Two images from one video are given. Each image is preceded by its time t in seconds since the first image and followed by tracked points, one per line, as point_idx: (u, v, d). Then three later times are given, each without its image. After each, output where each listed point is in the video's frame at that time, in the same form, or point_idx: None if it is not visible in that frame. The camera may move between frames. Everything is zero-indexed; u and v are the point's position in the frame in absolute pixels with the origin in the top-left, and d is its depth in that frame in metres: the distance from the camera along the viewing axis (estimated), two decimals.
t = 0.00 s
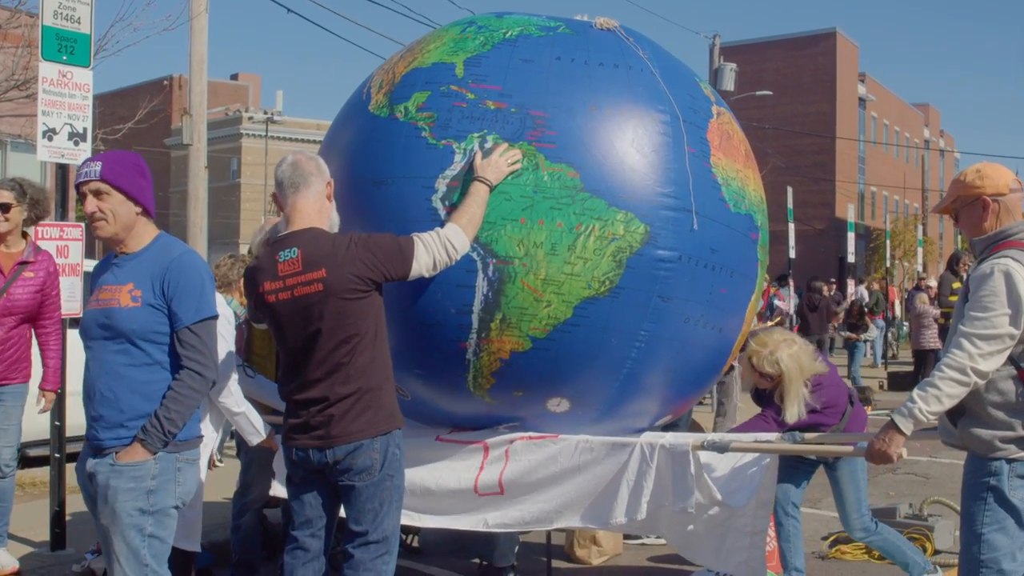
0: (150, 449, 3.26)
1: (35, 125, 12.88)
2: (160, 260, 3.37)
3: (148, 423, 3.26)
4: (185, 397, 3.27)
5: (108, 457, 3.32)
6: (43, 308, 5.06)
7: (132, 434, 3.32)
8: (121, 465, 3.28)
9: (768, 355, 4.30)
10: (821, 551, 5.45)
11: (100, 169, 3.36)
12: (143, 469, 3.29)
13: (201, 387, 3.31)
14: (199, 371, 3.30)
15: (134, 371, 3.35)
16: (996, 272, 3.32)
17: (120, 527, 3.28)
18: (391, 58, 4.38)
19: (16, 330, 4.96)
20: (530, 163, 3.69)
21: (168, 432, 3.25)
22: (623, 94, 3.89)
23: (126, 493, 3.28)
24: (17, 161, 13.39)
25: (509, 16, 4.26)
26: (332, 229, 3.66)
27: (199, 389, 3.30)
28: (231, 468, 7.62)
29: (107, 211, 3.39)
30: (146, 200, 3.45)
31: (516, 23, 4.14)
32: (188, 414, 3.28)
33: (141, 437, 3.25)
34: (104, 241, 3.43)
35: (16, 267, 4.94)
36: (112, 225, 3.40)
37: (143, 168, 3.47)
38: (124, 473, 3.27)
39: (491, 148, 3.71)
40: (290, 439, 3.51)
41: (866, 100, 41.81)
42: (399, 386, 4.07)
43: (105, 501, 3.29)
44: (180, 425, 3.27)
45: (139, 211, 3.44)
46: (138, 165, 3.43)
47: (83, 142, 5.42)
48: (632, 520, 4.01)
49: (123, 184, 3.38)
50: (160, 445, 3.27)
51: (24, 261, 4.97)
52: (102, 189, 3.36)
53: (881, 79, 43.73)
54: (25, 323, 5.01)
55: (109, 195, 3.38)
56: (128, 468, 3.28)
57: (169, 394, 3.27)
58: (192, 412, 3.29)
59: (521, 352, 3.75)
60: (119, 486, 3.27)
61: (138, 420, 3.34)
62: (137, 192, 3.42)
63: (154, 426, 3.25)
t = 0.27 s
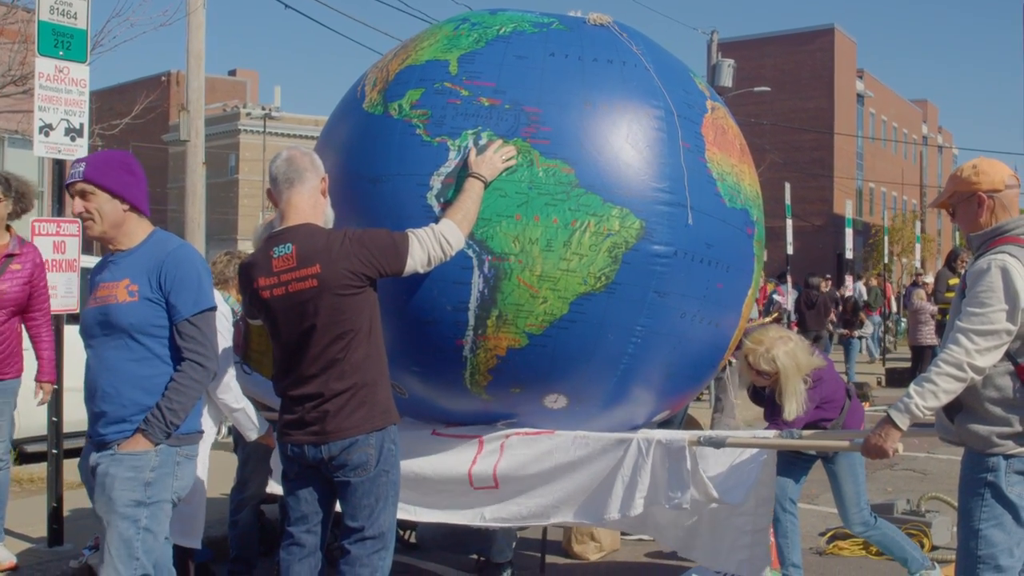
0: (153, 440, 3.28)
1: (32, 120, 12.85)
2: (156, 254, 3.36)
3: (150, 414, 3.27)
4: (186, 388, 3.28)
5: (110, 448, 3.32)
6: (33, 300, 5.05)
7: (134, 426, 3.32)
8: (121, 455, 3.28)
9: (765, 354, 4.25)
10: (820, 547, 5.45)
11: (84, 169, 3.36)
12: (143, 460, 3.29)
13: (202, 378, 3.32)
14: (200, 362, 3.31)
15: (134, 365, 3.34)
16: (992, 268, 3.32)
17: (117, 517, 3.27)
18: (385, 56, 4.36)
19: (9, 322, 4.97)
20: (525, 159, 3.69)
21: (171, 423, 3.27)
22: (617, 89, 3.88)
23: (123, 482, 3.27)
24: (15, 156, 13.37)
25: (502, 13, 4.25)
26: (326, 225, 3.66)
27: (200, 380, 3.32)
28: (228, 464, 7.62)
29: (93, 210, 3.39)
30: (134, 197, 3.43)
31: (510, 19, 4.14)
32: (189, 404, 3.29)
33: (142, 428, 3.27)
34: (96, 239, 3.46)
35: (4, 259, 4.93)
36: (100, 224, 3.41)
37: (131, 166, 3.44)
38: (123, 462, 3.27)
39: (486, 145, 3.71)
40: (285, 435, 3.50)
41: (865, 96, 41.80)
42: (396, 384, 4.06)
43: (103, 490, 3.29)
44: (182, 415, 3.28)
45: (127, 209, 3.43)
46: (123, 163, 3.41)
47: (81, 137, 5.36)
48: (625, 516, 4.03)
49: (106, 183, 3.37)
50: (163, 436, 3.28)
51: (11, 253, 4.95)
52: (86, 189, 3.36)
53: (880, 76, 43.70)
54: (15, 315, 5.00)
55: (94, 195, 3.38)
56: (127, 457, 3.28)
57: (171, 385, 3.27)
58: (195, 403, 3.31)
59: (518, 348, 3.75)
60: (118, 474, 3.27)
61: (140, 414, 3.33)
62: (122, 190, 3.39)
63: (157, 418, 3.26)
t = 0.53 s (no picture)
0: (143, 439, 3.22)
1: (35, 116, 12.84)
2: (157, 249, 3.32)
3: (141, 413, 3.21)
4: (179, 388, 3.22)
5: (104, 447, 3.29)
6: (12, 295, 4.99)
7: (126, 425, 3.27)
8: (114, 455, 3.23)
9: (771, 349, 4.26)
10: (823, 543, 5.43)
11: (87, 162, 3.33)
12: (135, 459, 3.23)
13: (196, 377, 3.25)
14: (193, 362, 3.24)
15: (129, 361, 3.30)
16: (996, 263, 3.31)
17: (114, 517, 3.24)
18: (388, 53, 4.36)
19: None
20: (529, 156, 3.69)
21: (161, 422, 3.21)
22: (622, 86, 3.88)
23: (118, 482, 3.23)
24: (18, 153, 13.40)
25: (506, 9, 4.24)
26: (329, 221, 3.65)
27: (193, 380, 3.25)
28: (231, 460, 7.61)
29: (95, 203, 3.36)
30: (134, 191, 3.37)
31: (514, 15, 4.13)
32: (181, 404, 3.23)
33: (133, 428, 3.21)
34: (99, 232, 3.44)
35: None
36: (101, 217, 3.38)
37: (134, 159, 3.39)
38: (115, 463, 3.23)
39: (490, 142, 3.71)
40: (288, 430, 3.51)
41: (868, 93, 41.76)
42: (400, 381, 4.05)
43: (99, 490, 3.25)
44: (173, 415, 3.22)
45: (128, 203, 3.38)
46: (125, 158, 3.36)
47: (83, 133, 5.28)
48: (630, 512, 4.03)
49: (107, 177, 3.32)
50: (153, 436, 3.22)
51: None
52: (89, 181, 3.33)
53: (884, 73, 43.62)
54: None
55: (96, 188, 3.34)
56: (119, 458, 3.23)
57: (162, 384, 3.21)
58: (185, 404, 3.23)
59: (523, 345, 3.75)
60: (111, 475, 3.23)
61: (133, 410, 3.29)
62: (123, 185, 3.34)
63: (147, 417, 3.20)
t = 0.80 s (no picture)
0: (144, 439, 3.17)
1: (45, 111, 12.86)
2: (164, 244, 3.27)
3: (142, 413, 3.15)
4: (180, 388, 3.15)
5: (109, 447, 3.25)
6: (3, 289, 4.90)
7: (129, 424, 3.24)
8: (119, 457, 3.19)
9: (774, 351, 4.25)
10: (832, 541, 5.42)
11: (100, 154, 3.33)
12: (140, 459, 3.19)
13: (196, 377, 3.18)
14: (193, 361, 3.17)
15: (133, 357, 3.26)
16: (1006, 261, 3.30)
17: (126, 517, 3.21)
18: (399, 49, 4.36)
19: None
20: (539, 153, 3.68)
21: (162, 423, 3.15)
22: (633, 84, 3.87)
23: (126, 484, 3.19)
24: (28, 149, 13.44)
25: (517, 5, 4.24)
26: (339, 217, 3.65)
27: (194, 380, 3.18)
28: (240, 456, 7.62)
29: (106, 195, 3.36)
30: (146, 185, 3.35)
31: (525, 12, 4.13)
32: (182, 404, 3.16)
33: (135, 428, 3.16)
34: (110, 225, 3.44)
35: None
36: (112, 210, 3.38)
37: (147, 152, 3.37)
38: (121, 465, 3.18)
39: (500, 139, 3.70)
40: (298, 427, 3.51)
41: (876, 91, 41.67)
42: (409, 377, 4.05)
43: (110, 492, 3.22)
44: (173, 416, 3.15)
45: (139, 197, 3.37)
46: (138, 151, 3.35)
47: (94, 129, 5.23)
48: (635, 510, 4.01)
49: (119, 171, 3.31)
50: (154, 436, 3.16)
51: None
52: (100, 174, 3.33)
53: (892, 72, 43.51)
54: None
55: (108, 181, 3.34)
56: (125, 459, 3.18)
57: (162, 383, 3.15)
58: (186, 404, 3.17)
59: (532, 343, 3.75)
60: (118, 477, 3.19)
61: (135, 408, 3.25)
62: (134, 178, 3.33)
63: (147, 417, 3.14)
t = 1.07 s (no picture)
0: (152, 441, 3.14)
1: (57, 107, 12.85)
2: (174, 241, 3.25)
3: (148, 414, 3.12)
4: (185, 389, 3.12)
5: (118, 447, 3.23)
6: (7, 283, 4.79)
7: (136, 423, 3.21)
8: (128, 460, 3.17)
9: (783, 354, 4.20)
10: (844, 539, 5.40)
11: (116, 149, 3.35)
12: (149, 461, 3.17)
13: (202, 378, 3.15)
14: (199, 362, 3.14)
15: (141, 355, 3.24)
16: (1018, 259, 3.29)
17: (138, 518, 3.19)
18: (410, 46, 4.35)
19: None
20: (550, 150, 3.67)
21: (167, 424, 3.11)
22: (644, 81, 3.86)
23: (136, 486, 3.18)
24: (41, 146, 13.45)
25: (528, 2, 4.22)
26: (350, 214, 3.65)
27: (200, 380, 3.15)
28: (251, 453, 7.62)
29: (119, 190, 3.37)
30: (159, 181, 3.35)
31: (536, 9, 4.11)
32: (187, 405, 3.13)
33: (141, 431, 3.13)
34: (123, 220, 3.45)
35: None
36: (125, 205, 3.39)
37: (162, 148, 3.39)
38: (130, 467, 3.17)
39: (511, 136, 3.70)
40: (309, 424, 3.51)
41: (885, 90, 41.56)
42: (421, 373, 4.04)
43: (121, 494, 3.20)
44: (179, 417, 3.12)
45: (152, 193, 3.37)
46: (152, 147, 3.36)
47: (106, 127, 5.10)
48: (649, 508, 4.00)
49: (133, 165, 3.32)
50: (160, 438, 3.13)
51: None
52: (114, 168, 3.34)
53: (902, 70, 43.38)
54: None
55: (121, 176, 3.35)
56: (134, 461, 3.17)
57: (168, 384, 3.12)
58: (191, 405, 3.13)
59: (543, 340, 3.74)
60: (128, 479, 3.17)
61: (142, 408, 3.23)
62: (146, 174, 3.33)
63: (153, 418, 3.11)
